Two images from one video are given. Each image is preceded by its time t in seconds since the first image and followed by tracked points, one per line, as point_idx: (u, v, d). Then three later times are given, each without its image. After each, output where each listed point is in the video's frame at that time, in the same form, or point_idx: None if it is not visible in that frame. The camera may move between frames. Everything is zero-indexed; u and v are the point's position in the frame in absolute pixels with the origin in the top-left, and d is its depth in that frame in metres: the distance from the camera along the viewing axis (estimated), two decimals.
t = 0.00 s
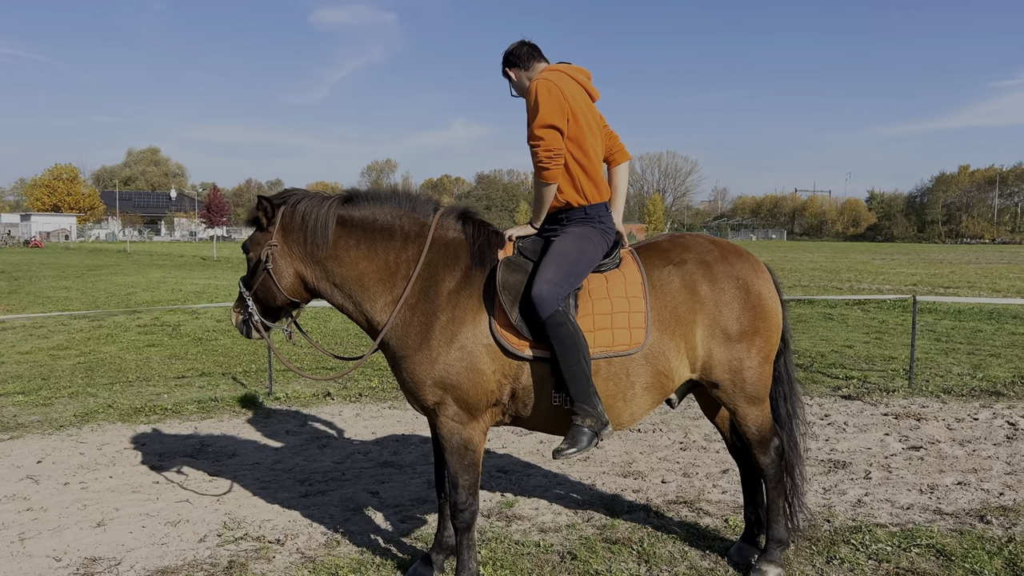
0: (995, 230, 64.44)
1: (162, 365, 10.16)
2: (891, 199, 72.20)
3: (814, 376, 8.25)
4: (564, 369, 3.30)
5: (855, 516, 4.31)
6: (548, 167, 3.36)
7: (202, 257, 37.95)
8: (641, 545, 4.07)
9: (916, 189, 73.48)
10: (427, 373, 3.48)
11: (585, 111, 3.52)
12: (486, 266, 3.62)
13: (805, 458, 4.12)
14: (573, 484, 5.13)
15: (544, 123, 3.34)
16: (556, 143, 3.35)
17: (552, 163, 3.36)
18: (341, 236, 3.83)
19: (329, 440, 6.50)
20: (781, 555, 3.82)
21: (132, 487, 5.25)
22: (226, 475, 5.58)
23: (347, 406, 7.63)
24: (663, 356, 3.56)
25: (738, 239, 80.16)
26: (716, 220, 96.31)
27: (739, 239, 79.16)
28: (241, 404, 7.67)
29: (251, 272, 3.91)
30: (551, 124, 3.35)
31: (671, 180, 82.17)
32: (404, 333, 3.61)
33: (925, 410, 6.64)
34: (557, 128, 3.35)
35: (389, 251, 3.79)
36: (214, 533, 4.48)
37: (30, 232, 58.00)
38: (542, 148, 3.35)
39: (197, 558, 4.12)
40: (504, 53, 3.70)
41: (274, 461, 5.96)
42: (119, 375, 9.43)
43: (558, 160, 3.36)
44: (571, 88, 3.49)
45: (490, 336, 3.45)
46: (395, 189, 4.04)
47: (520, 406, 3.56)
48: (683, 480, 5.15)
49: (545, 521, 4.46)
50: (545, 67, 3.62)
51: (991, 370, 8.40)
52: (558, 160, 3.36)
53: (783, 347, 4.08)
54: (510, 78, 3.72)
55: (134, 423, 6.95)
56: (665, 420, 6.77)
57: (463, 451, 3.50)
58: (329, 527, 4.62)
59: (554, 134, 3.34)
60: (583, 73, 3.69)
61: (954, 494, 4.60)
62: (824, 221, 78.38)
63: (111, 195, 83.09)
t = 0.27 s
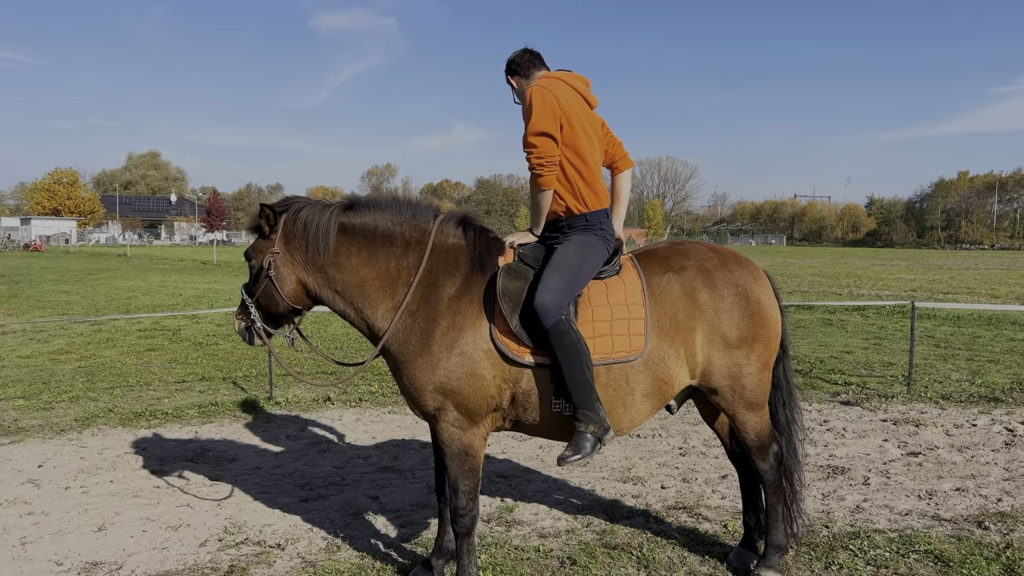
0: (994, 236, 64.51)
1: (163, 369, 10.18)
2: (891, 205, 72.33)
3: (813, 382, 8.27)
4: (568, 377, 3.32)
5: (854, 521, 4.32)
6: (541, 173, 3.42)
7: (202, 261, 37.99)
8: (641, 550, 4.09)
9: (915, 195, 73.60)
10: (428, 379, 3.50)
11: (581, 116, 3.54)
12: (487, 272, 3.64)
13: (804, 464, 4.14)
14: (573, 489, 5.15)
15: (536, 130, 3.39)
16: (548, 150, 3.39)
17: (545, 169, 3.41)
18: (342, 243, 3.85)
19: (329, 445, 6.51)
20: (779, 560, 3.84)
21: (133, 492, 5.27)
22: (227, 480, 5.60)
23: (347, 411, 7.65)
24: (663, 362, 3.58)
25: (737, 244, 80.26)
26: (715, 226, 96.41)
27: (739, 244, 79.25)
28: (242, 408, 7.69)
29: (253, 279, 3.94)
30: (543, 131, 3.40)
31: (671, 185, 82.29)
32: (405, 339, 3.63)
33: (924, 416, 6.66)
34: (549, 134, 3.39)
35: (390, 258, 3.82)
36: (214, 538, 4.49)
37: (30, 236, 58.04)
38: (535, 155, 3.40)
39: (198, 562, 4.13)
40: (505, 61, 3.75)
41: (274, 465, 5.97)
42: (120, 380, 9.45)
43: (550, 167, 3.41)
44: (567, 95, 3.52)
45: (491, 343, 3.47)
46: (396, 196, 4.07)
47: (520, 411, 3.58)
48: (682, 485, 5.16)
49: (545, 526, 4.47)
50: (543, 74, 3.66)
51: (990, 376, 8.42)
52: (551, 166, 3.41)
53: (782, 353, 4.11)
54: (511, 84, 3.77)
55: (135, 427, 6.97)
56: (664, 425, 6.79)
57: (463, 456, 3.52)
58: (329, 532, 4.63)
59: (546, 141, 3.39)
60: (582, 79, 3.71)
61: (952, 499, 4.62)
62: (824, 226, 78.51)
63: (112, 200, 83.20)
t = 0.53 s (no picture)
0: (994, 242, 64.50)
1: (163, 373, 10.19)
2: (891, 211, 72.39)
3: (813, 387, 8.27)
4: (577, 386, 3.33)
5: (854, 527, 4.33)
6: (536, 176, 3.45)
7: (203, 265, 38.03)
8: (640, 555, 4.09)
9: (915, 201, 73.66)
10: (428, 384, 3.51)
11: (575, 120, 3.56)
12: (487, 277, 3.66)
13: (804, 469, 4.14)
14: (573, 494, 5.15)
15: (530, 134, 3.44)
16: (542, 154, 3.43)
17: (539, 173, 3.45)
18: (343, 248, 3.87)
19: (329, 449, 6.52)
20: (779, 566, 3.85)
21: (134, 495, 5.27)
22: (227, 484, 5.60)
23: (348, 415, 7.65)
24: (664, 367, 3.60)
25: (738, 249, 80.28)
26: (716, 231, 96.46)
27: (739, 250, 79.28)
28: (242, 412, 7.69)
29: (255, 283, 3.95)
30: (536, 136, 3.44)
31: (671, 191, 82.38)
32: (406, 344, 3.65)
33: (924, 422, 6.66)
34: (542, 138, 3.43)
35: (391, 262, 3.84)
36: (214, 541, 4.50)
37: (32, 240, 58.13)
38: (530, 159, 3.44)
39: (198, 565, 4.14)
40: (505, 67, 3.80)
41: (274, 469, 5.97)
42: (121, 383, 9.46)
43: (544, 169, 3.44)
44: (561, 99, 3.55)
45: (492, 348, 3.48)
46: (397, 201, 4.09)
47: (520, 416, 3.59)
48: (682, 491, 5.17)
49: (545, 531, 4.47)
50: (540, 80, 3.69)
51: (989, 383, 8.42)
52: (545, 169, 3.44)
53: (782, 358, 4.12)
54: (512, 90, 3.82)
55: (136, 431, 6.98)
56: (664, 430, 6.80)
57: (463, 461, 3.53)
58: (329, 536, 4.63)
59: (540, 144, 3.43)
60: (579, 85, 3.75)
61: (951, 506, 4.62)
62: (824, 232, 78.57)
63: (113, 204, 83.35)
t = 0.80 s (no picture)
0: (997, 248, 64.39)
1: (165, 376, 10.21)
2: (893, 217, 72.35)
3: (814, 393, 8.26)
4: (582, 384, 3.33)
5: (854, 533, 4.32)
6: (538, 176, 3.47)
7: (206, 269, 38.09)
8: (640, 560, 4.09)
9: (917, 207, 73.63)
10: (428, 387, 3.52)
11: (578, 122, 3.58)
12: (488, 281, 3.67)
13: (804, 474, 4.14)
14: (574, 499, 5.15)
15: (534, 135, 3.46)
16: (544, 155, 3.46)
17: (541, 174, 3.47)
18: (345, 251, 3.89)
19: (330, 453, 6.52)
20: (779, 571, 3.85)
21: (135, 498, 5.28)
22: (228, 487, 5.61)
23: (349, 419, 7.66)
24: (664, 371, 3.60)
25: (740, 255, 80.25)
26: (718, 236, 96.44)
27: (741, 255, 79.26)
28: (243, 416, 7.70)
29: (257, 286, 3.97)
30: (539, 137, 3.47)
31: (673, 196, 82.42)
32: (407, 347, 3.66)
33: (925, 428, 6.65)
34: (545, 140, 3.46)
35: (393, 266, 3.85)
36: (215, 544, 4.50)
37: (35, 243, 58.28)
38: (533, 160, 3.47)
39: (198, 569, 4.15)
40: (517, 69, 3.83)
41: (275, 473, 5.98)
42: (122, 386, 9.48)
43: (547, 171, 3.46)
44: (567, 102, 3.58)
45: (492, 351, 3.49)
46: (398, 205, 4.11)
47: (520, 420, 3.60)
48: (683, 495, 5.16)
49: (545, 535, 4.47)
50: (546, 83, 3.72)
51: (991, 389, 8.40)
52: (547, 170, 3.47)
53: (783, 363, 4.12)
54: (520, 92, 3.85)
55: (137, 434, 6.99)
56: (665, 435, 6.79)
57: (463, 464, 3.53)
58: (329, 540, 4.64)
59: (542, 146, 3.46)
60: (586, 90, 3.77)
61: (952, 512, 4.62)
62: (826, 238, 78.54)
63: (116, 207, 83.57)
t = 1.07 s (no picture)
0: (1001, 253, 64.21)
1: (168, 378, 10.23)
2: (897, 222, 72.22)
3: (817, 397, 8.25)
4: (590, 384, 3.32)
5: (857, 537, 4.31)
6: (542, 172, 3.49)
7: (209, 271, 38.17)
8: (643, 563, 4.08)
9: (921, 211, 73.50)
10: (430, 389, 3.53)
11: (583, 120, 3.60)
12: (490, 283, 3.68)
13: (807, 478, 4.14)
14: (576, 502, 5.15)
15: (538, 132, 3.50)
16: (549, 150, 3.48)
17: (545, 169, 3.49)
18: (347, 255, 3.90)
19: (333, 454, 6.53)
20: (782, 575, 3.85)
21: (137, 499, 5.29)
22: (231, 488, 5.62)
23: (351, 421, 7.66)
24: (667, 374, 3.60)
25: (743, 258, 80.16)
26: (721, 240, 96.36)
27: (744, 259, 79.18)
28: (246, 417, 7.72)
29: (260, 289, 3.99)
30: (543, 133, 3.50)
31: (676, 200, 82.39)
32: (409, 349, 3.67)
33: (928, 433, 6.64)
34: (549, 135, 3.49)
35: (395, 269, 3.87)
36: (217, 546, 4.51)
37: (39, 245, 58.48)
38: (538, 156, 3.50)
39: (200, 570, 4.15)
40: (523, 73, 3.86)
41: (278, 474, 5.99)
42: (125, 387, 9.50)
43: (551, 166, 3.48)
44: (572, 100, 3.61)
45: (493, 352, 3.50)
46: (401, 208, 4.12)
47: (523, 422, 3.60)
48: (685, 499, 5.16)
49: (547, 538, 4.47)
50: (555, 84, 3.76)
51: (995, 394, 8.38)
52: (551, 165, 3.49)
53: (786, 367, 4.12)
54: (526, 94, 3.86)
55: (140, 435, 7.00)
56: (668, 438, 6.79)
57: (465, 466, 3.53)
58: (331, 541, 4.64)
59: (547, 141, 3.49)
60: (594, 89, 3.79)
61: (956, 516, 4.60)
62: (829, 242, 78.41)
63: (120, 209, 83.83)
